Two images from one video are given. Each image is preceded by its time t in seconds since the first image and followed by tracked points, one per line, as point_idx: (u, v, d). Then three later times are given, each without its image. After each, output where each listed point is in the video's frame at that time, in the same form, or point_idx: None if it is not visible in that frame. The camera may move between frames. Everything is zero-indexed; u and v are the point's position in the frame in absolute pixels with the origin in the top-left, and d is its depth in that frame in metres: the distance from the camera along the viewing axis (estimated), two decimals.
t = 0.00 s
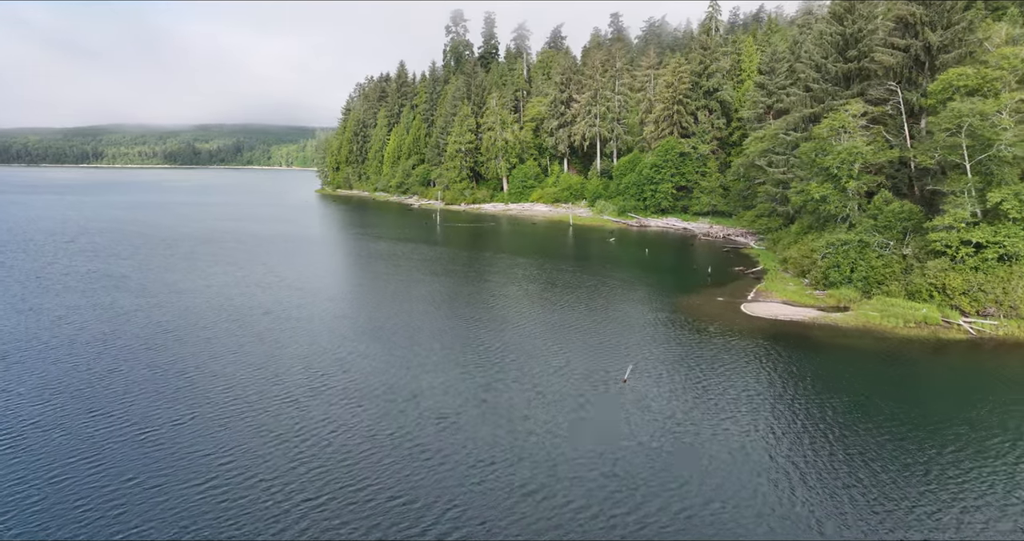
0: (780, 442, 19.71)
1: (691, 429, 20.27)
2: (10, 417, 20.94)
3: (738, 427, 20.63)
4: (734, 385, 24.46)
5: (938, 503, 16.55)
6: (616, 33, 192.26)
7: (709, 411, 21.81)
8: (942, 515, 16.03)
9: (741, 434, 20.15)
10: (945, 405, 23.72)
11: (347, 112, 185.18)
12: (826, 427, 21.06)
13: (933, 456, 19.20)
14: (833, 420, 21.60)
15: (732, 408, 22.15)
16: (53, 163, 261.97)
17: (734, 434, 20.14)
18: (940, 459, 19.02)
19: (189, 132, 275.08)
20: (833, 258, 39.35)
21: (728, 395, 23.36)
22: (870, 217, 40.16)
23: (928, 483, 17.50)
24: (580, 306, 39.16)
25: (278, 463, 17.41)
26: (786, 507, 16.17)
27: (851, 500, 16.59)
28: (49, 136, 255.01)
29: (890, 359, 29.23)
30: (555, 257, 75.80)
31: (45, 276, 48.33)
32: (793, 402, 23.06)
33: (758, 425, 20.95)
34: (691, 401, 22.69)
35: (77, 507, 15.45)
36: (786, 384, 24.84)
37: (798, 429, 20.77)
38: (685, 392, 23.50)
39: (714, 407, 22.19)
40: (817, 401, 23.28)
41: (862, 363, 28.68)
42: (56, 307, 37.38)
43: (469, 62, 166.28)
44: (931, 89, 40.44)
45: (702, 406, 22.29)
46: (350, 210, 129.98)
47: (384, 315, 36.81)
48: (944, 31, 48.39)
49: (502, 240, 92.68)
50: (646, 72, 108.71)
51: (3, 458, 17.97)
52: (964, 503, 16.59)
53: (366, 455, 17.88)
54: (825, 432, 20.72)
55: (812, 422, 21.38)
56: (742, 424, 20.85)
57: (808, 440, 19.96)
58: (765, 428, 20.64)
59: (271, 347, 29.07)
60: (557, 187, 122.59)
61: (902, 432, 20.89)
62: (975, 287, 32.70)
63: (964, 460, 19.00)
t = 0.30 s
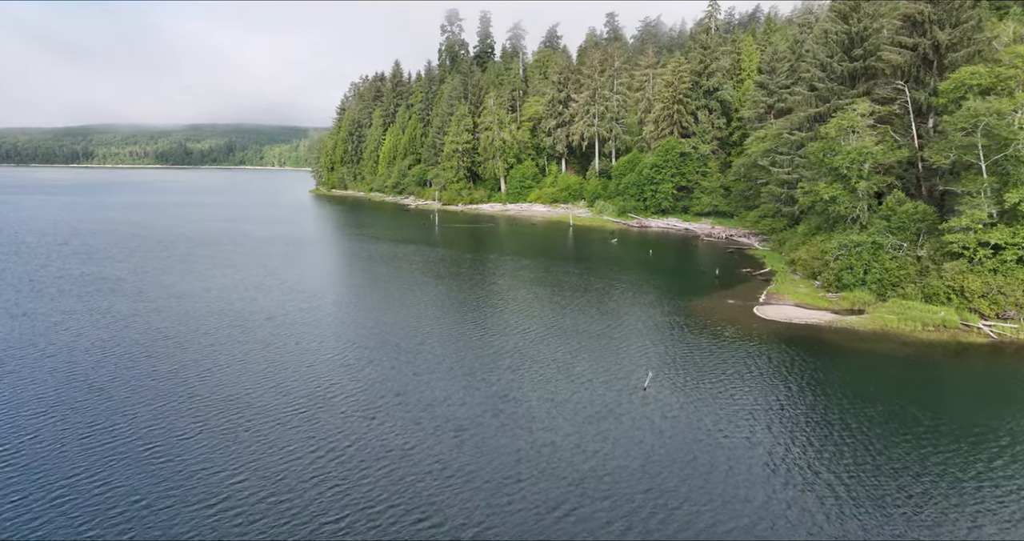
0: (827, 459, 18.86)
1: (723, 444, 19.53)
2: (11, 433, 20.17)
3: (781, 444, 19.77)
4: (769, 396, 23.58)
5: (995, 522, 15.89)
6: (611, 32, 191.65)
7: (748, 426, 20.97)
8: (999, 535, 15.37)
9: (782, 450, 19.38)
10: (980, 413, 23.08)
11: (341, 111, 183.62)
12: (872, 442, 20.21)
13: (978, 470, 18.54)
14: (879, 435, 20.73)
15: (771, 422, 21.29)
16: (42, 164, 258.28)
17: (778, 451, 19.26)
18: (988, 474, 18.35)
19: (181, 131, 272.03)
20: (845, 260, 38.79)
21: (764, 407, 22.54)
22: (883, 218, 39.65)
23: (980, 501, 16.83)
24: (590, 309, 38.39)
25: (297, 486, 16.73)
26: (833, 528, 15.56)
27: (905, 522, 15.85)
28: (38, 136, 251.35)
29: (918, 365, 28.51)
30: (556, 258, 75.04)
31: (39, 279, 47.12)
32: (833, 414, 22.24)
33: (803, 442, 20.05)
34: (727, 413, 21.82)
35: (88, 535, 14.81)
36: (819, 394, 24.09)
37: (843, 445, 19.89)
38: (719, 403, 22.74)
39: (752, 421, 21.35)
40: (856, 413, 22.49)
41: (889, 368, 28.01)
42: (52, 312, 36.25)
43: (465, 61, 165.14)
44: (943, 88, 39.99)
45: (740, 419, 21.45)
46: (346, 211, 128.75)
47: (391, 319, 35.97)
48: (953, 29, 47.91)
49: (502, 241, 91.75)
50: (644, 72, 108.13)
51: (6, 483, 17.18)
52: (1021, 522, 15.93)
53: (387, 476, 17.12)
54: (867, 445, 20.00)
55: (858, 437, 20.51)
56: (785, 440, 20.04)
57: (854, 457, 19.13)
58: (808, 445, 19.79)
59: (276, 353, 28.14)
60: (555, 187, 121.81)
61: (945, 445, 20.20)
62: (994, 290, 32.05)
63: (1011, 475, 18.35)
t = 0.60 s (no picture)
0: (860, 466, 18.42)
1: (753, 454, 18.99)
2: (9, 447, 19.40)
3: (811, 450, 19.32)
4: (792, 401, 23.15)
5: None
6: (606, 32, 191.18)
7: (776, 432, 20.49)
8: None
9: (812, 457, 18.89)
10: (1011, 418, 22.49)
11: (335, 111, 181.88)
12: (901, 447, 19.77)
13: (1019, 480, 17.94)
14: (907, 440, 20.31)
15: (799, 429, 20.79)
16: (29, 164, 254.34)
17: (809, 458, 18.81)
18: None
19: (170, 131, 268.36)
20: (856, 261, 38.26)
21: (789, 412, 22.08)
22: (894, 218, 39.16)
23: None
24: (598, 311, 37.73)
25: (313, 507, 16.09)
26: None
27: (943, 534, 15.38)
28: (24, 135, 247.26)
29: (934, 366, 28.18)
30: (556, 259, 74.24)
31: (30, 282, 45.91)
32: (859, 418, 21.82)
33: (831, 448, 19.62)
34: (753, 419, 21.36)
35: None
36: (843, 399, 23.64)
37: (872, 451, 19.44)
38: (744, 408, 22.26)
39: (780, 427, 20.87)
40: (882, 417, 22.06)
41: (905, 370, 27.66)
42: (45, 317, 35.15)
43: (460, 60, 163.96)
44: (953, 87, 39.61)
45: (767, 425, 21.01)
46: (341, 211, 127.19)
47: (395, 321, 35.05)
48: (959, 28, 47.55)
49: (499, 242, 90.77)
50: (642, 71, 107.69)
51: (7, 506, 16.39)
52: None
53: (407, 495, 16.53)
54: (902, 454, 19.40)
55: (885, 442, 20.10)
56: (814, 446, 19.58)
57: (886, 462, 18.70)
58: (837, 451, 19.34)
59: (281, 359, 27.33)
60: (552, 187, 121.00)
61: (980, 454, 19.60)
62: (1011, 292, 31.49)
63: None
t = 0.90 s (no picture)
0: (895, 477, 18.01)
1: (788, 468, 18.38)
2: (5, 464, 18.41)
3: (844, 460, 18.94)
4: (817, 409, 22.71)
5: None
6: (598, 32, 190.99)
7: (806, 442, 20.06)
8: None
9: (846, 469, 18.42)
10: None
11: (326, 110, 179.98)
12: (931, 456, 19.44)
13: None
14: (936, 448, 19.98)
15: (828, 439, 20.35)
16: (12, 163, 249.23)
17: (844, 469, 18.40)
18: None
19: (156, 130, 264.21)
20: (865, 262, 37.77)
21: (815, 421, 21.64)
22: (903, 219, 38.68)
23: None
24: (605, 313, 37.03)
25: (335, 526, 15.34)
26: None
27: None
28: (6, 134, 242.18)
29: (951, 367, 27.84)
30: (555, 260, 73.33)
31: (19, 285, 44.46)
32: (885, 426, 21.45)
33: (863, 459, 19.17)
34: (781, 429, 20.88)
35: None
36: (867, 406, 23.11)
37: (904, 460, 19.03)
38: (771, 417, 21.80)
39: (809, 436, 20.45)
40: (906, 423, 21.76)
41: (923, 371, 27.30)
42: (36, 322, 33.82)
43: (452, 60, 162.78)
44: (961, 86, 39.29)
45: (796, 435, 20.57)
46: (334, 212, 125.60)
47: (399, 325, 34.14)
48: (962, 27, 47.39)
49: (496, 242, 89.75)
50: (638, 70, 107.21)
51: (7, 529, 15.41)
52: None
53: (432, 514, 15.80)
54: (936, 465, 18.89)
55: (913, 450, 19.77)
56: (847, 456, 19.16)
57: (919, 472, 18.38)
58: (870, 461, 18.90)
59: (286, 365, 26.39)
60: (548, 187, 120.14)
61: (1015, 465, 19.16)
62: None
63: None
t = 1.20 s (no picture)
0: (936, 491, 17.28)
1: (822, 480, 17.69)
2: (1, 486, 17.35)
3: (875, 469, 18.36)
4: (840, 415, 22.15)
5: None
6: (590, 32, 190.32)
7: (834, 450, 19.46)
8: None
9: (884, 482, 17.68)
10: None
11: (317, 110, 177.90)
12: (961, 464, 18.91)
13: None
14: (965, 456, 19.46)
15: (862, 449, 19.60)
16: None
17: (877, 479, 17.81)
18: None
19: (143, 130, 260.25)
20: (876, 264, 37.20)
21: (840, 428, 21.06)
22: (913, 220, 38.12)
23: None
24: (613, 315, 36.23)
25: None
26: None
27: None
28: None
29: (971, 371, 27.28)
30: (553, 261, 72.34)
31: (6, 290, 42.92)
32: (913, 433, 20.86)
33: (900, 470, 18.44)
34: (808, 437, 20.28)
35: None
36: (895, 414, 22.39)
37: (942, 472, 18.33)
38: (796, 424, 21.19)
39: (838, 444, 19.85)
40: (932, 429, 21.25)
41: (946, 376, 26.62)
42: (27, 328, 32.52)
43: (445, 59, 161.33)
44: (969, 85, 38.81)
45: (824, 443, 19.97)
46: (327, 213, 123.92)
47: (402, 329, 33.06)
48: (967, 25, 46.78)
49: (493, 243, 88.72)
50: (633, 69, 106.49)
51: None
52: None
53: (459, 536, 14.96)
54: (976, 477, 18.19)
55: (943, 458, 19.24)
56: (878, 465, 18.60)
57: (952, 481, 17.84)
58: (908, 473, 18.17)
59: (290, 373, 25.37)
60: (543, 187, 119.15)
61: None
62: None
63: None
